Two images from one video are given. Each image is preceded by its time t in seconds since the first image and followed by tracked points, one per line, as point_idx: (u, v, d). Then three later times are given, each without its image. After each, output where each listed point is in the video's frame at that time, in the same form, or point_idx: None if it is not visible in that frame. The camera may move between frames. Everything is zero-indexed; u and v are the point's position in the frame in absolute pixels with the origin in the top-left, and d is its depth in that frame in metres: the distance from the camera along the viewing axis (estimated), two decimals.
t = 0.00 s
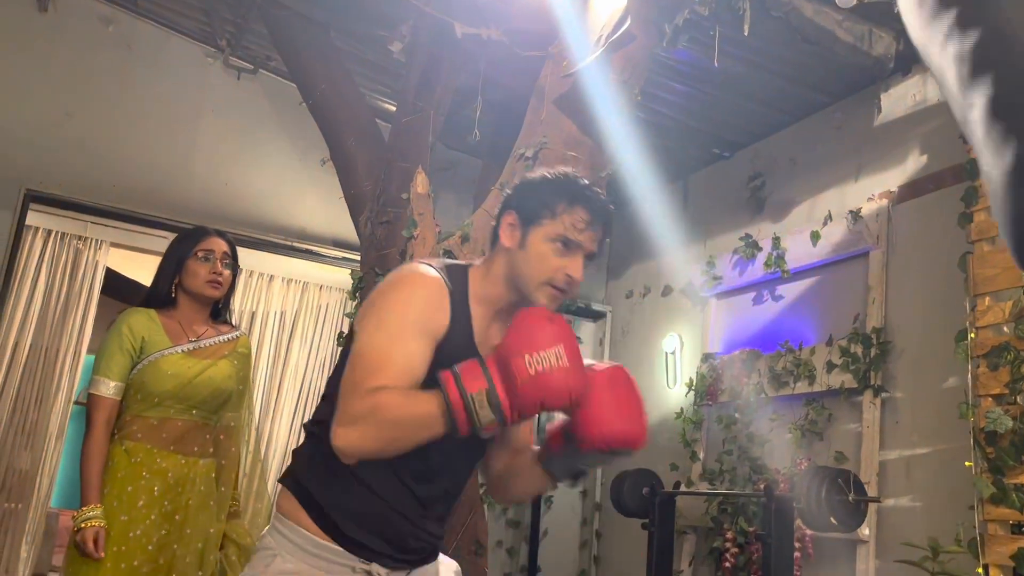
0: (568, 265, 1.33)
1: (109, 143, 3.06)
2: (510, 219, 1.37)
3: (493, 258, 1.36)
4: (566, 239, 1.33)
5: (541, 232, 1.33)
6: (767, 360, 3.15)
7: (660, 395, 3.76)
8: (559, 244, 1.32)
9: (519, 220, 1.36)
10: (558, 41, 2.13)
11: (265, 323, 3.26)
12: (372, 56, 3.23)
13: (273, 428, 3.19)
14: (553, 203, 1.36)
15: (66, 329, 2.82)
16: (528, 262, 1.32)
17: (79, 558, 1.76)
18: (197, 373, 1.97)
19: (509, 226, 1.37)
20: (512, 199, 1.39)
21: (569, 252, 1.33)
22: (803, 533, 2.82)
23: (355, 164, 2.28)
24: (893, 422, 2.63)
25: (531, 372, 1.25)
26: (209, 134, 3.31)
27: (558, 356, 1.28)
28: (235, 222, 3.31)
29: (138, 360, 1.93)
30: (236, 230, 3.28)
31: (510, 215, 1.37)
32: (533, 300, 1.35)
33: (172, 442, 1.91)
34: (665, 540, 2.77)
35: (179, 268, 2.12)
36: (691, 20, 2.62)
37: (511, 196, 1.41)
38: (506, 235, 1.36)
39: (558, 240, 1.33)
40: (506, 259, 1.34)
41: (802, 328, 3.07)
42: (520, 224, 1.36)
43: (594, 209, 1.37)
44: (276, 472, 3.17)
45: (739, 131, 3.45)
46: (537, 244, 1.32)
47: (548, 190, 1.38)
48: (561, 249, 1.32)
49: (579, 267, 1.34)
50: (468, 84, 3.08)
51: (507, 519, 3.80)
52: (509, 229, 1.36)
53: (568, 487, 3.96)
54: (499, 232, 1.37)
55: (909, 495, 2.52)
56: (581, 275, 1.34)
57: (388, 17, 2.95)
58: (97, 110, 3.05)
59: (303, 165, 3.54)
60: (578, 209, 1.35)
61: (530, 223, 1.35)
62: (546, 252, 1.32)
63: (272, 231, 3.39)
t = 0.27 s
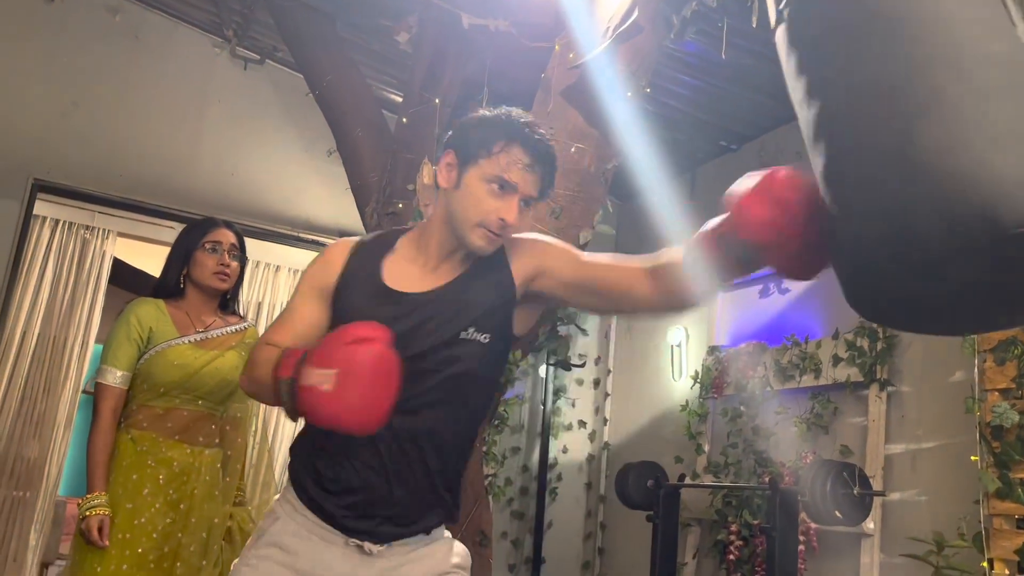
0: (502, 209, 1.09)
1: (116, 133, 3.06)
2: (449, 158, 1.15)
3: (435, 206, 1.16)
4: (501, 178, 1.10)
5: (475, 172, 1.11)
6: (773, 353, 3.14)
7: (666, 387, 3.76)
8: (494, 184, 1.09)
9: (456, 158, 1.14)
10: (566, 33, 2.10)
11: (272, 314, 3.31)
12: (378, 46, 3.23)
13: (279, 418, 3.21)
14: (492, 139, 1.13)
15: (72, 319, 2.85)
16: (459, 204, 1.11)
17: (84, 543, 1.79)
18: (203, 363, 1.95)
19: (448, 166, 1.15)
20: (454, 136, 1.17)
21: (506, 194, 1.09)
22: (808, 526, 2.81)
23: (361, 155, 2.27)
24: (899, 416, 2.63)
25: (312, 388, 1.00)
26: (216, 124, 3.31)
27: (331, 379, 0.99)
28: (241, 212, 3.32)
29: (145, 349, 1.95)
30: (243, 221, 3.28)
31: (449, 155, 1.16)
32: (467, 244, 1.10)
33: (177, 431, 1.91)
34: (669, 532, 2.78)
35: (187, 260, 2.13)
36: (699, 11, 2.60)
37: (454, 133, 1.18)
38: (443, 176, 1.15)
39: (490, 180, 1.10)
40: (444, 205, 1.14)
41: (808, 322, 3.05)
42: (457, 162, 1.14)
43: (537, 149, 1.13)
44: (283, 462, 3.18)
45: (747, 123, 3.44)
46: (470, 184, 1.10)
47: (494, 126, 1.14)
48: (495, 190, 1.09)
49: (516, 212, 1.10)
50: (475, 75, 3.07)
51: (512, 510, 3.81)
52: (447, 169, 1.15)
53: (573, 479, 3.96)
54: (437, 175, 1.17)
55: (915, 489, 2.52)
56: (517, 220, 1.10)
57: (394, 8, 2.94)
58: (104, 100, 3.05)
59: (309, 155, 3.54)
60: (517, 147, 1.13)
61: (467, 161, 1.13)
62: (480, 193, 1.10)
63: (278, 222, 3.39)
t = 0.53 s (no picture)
0: (495, 203, 1.27)
1: (121, 126, 3.07)
2: (442, 146, 1.34)
3: (428, 189, 1.35)
4: (494, 173, 1.27)
5: (473, 164, 1.29)
6: (777, 348, 3.14)
7: (670, 382, 3.76)
8: (488, 178, 1.27)
9: (452, 148, 1.32)
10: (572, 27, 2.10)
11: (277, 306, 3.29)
12: (383, 39, 3.22)
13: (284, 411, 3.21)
14: (486, 133, 1.31)
15: (78, 311, 2.86)
16: (453, 193, 1.29)
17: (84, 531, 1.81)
18: (203, 353, 1.95)
19: (441, 153, 1.34)
20: (445, 123, 1.36)
21: (498, 187, 1.27)
22: (811, 521, 2.81)
23: (365, 147, 2.28)
24: (903, 411, 2.63)
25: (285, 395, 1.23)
26: (222, 117, 3.31)
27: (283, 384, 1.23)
28: (246, 205, 3.32)
29: (146, 339, 1.96)
30: (248, 214, 3.28)
31: (443, 142, 1.34)
32: (460, 232, 1.28)
33: (177, 421, 1.91)
34: (672, 525, 2.78)
35: (189, 250, 2.14)
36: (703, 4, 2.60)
37: (447, 123, 1.37)
38: (438, 164, 1.33)
39: (487, 173, 1.27)
40: (437, 191, 1.32)
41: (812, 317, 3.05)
42: (450, 151, 1.32)
43: (530, 146, 1.30)
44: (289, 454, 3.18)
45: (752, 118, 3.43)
46: (467, 176, 1.28)
47: (488, 118, 1.33)
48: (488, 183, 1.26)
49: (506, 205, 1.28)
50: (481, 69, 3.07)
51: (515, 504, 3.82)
52: (440, 156, 1.33)
53: (577, 473, 3.97)
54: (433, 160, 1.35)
55: (918, 484, 2.52)
56: (509, 214, 1.27)
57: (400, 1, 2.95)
58: (109, 91, 3.05)
59: (314, 149, 3.55)
60: (509, 143, 1.30)
61: (462, 152, 1.31)
62: (472, 184, 1.27)
63: (282, 215, 3.40)
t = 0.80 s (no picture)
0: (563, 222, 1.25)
1: (125, 121, 3.08)
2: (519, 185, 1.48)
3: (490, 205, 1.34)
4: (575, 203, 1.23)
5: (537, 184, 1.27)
6: (780, 346, 3.14)
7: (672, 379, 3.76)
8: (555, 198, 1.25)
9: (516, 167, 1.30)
10: (575, 24, 2.10)
11: (280, 302, 3.28)
12: (387, 36, 3.22)
13: (287, 406, 3.22)
14: (558, 170, 1.49)
15: (81, 307, 2.86)
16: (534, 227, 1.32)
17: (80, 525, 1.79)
18: (201, 347, 1.99)
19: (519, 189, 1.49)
20: (523, 162, 1.51)
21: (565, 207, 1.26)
22: (813, 519, 2.81)
23: (369, 144, 2.28)
24: (906, 410, 2.62)
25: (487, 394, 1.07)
26: (225, 113, 3.32)
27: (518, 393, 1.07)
28: (250, 201, 3.33)
29: (142, 332, 1.95)
30: (251, 210, 3.29)
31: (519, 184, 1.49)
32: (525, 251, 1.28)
33: (173, 415, 1.93)
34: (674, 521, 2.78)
35: (186, 244, 2.14)
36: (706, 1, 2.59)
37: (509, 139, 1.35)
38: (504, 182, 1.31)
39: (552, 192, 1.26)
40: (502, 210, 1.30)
41: (816, 314, 3.04)
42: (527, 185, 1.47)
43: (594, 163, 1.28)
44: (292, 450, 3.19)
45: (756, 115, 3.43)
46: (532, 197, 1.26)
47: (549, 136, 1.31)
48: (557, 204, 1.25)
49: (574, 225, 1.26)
50: (484, 65, 3.07)
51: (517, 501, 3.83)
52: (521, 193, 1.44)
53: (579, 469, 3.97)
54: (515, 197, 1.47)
55: (920, 483, 2.51)
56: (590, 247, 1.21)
57: None
58: (113, 87, 3.06)
59: (317, 145, 3.55)
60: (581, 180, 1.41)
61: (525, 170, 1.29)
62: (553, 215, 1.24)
63: (286, 211, 3.40)
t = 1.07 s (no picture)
0: (539, 229, 1.28)
1: (128, 120, 3.08)
2: (484, 175, 1.32)
3: (470, 214, 1.34)
4: (537, 201, 1.26)
5: (514, 193, 1.28)
6: (782, 345, 3.14)
7: (674, 378, 3.76)
8: (530, 207, 1.27)
9: (494, 178, 1.30)
10: (578, 22, 2.10)
11: (282, 300, 3.28)
12: (389, 34, 3.22)
13: (290, 403, 3.23)
14: (528, 162, 1.29)
15: (83, 305, 2.85)
16: (497, 223, 1.29)
17: (76, 521, 1.80)
18: (197, 344, 1.98)
19: (484, 182, 1.32)
20: (488, 153, 1.34)
21: (542, 215, 1.27)
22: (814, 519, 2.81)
23: (371, 143, 2.28)
24: (908, 409, 2.62)
25: (482, 305, 1.20)
26: (227, 111, 3.32)
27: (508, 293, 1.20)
28: (251, 199, 3.33)
29: (139, 329, 1.96)
30: (253, 208, 3.29)
31: (485, 171, 1.32)
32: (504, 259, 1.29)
33: (169, 412, 1.93)
34: (676, 520, 2.78)
35: (183, 240, 2.13)
36: None
37: (488, 151, 1.35)
38: (481, 193, 1.31)
39: (529, 202, 1.27)
40: (479, 219, 1.32)
41: (818, 314, 3.05)
42: (494, 181, 1.30)
43: (570, 172, 1.29)
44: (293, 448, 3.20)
45: (758, 114, 3.43)
46: (510, 206, 1.27)
47: (528, 147, 1.31)
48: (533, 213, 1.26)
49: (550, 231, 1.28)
50: (487, 64, 3.07)
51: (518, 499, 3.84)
52: (482, 186, 1.31)
53: (581, 468, 3.98)
54: (474, 187, 1.33)
55: (921, 483, 2.51)
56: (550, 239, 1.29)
57: None
58: (116, 84, 3.06)
59: (319, 143, 3.55)
60: (553, 171, 1.28)
61: (504, 181, 1.29)
62: (517, 213, 1.27)
63: (287, 209, 3.40)
